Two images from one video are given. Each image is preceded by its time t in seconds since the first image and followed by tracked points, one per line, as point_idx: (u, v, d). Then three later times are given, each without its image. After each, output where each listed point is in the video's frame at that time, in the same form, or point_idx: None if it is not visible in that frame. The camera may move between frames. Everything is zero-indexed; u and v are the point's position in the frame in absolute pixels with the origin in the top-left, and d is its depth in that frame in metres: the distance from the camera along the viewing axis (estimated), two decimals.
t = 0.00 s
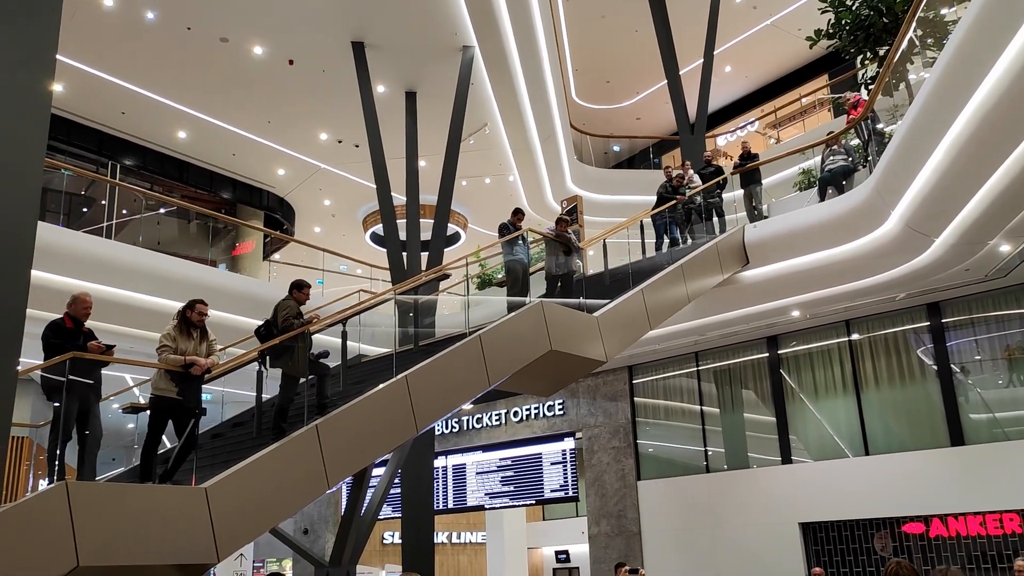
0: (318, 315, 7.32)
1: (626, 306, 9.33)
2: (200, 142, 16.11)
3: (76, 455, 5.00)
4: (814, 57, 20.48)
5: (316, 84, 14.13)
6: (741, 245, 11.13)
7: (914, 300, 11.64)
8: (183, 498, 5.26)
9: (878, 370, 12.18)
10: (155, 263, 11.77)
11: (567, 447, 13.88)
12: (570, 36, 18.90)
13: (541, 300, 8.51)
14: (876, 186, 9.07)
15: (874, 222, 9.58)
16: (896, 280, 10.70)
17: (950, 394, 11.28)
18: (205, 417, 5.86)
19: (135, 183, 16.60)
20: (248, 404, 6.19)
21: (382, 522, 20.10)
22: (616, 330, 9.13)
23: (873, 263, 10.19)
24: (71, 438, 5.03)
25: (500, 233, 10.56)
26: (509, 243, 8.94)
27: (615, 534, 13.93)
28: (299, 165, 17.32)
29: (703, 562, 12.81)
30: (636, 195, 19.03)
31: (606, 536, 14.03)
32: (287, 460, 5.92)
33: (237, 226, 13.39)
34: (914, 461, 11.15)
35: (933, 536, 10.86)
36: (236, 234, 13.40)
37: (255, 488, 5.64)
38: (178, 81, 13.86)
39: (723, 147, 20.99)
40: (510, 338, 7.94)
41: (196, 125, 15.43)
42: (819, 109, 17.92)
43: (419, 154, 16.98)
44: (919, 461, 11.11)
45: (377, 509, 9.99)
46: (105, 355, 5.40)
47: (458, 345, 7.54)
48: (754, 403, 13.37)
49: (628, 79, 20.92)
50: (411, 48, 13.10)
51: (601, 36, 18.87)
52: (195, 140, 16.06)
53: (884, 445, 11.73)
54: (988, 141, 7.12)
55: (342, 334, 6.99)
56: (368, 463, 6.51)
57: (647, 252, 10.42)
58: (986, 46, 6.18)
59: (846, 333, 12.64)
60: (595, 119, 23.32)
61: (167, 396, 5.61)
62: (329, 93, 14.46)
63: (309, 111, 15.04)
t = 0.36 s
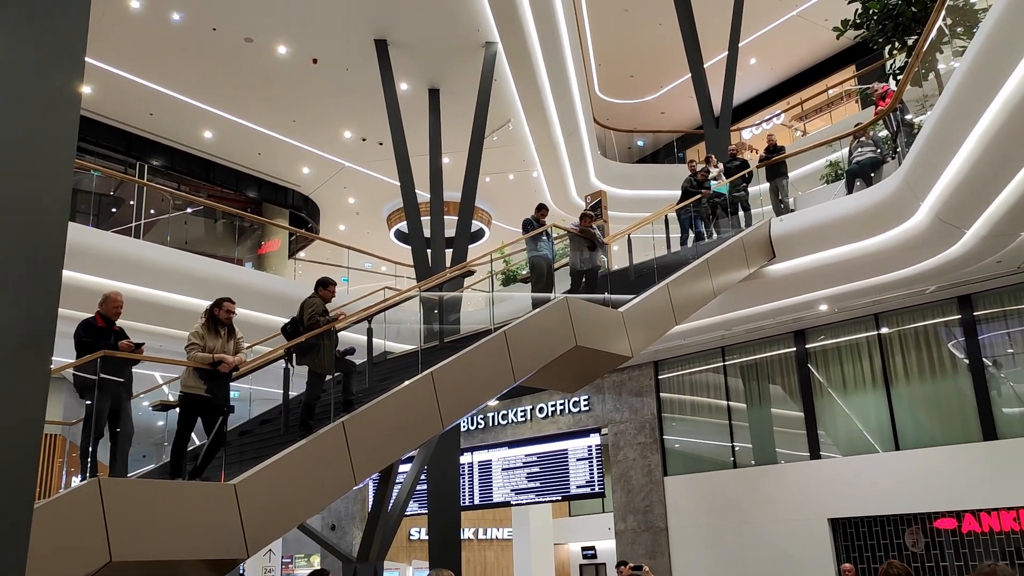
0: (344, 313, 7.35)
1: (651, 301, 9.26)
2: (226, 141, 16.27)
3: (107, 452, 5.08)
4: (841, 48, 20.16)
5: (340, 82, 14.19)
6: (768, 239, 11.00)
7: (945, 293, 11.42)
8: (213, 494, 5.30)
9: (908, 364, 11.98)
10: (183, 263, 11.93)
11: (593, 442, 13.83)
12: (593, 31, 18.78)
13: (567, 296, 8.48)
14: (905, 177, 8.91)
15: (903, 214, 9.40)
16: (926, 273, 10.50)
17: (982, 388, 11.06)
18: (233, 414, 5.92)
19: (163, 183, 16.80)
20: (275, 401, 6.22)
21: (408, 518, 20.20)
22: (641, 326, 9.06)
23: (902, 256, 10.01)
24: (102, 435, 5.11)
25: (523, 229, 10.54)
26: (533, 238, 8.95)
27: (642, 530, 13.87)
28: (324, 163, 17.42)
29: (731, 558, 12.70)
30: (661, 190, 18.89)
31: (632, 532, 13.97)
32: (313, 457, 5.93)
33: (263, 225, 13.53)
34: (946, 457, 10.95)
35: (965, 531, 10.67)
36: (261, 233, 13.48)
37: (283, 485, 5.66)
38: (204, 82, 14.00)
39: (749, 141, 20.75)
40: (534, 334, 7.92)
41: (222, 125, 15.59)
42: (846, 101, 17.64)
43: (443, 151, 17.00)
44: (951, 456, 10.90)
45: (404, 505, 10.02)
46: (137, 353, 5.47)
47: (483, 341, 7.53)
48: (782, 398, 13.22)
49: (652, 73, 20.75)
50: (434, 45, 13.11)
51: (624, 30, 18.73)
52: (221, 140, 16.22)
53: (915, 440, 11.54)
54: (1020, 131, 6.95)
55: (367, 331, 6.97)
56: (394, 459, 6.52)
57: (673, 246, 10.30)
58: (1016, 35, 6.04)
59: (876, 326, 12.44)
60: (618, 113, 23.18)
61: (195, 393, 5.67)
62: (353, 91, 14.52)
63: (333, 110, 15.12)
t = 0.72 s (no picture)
0: (366, 308, 7.37)
1: (675, 295, 9.19)
2: (250, 138, 16.39)
3: (136, 446, 5.15)
4: (867, 37, 19.84)
5: (362, 78, 14.22)
6: (792, 231, 10.86)
7: (975, 284, 11.21)
8: (240, 488, 5.34)
9: (936, 357, 11.78)
10: (208, 259, 12.04)
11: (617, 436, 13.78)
12: (615, 23, 18.65)
13: (590, 289, 8.43)
14: (933, 168, 8.75)
15: (930, 205, 9.23)
16: (954, 264, 10.31)
17: (1011, 381, 10.85)
18: (259, 409, 5.92)
19: (188, 180, 16.97)
20: (300, 396, 6.19)
21: (433, 512, 20.27)
22: (665, 319, 8.98)
23: (931, 247, 9.82)
24: (132, 430, 5.18)
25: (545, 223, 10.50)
26: (555, 232, 8.96)
27: (666, 524, 13.79)
28: (347, 159, 17.49)
29: (757, 552, 12.59)
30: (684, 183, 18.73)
31: (656, 527, 13.90)
32: (338, 450, 5.95)
33: (286, 222, 13.64)
34: (976, 451, 10.74)
35: (995, 525, 10.50)
36: (285, 230, 13.62)
37: (308, 479, 5.69)
38: (228, 79, 14.10)
39: (772, 132, 20.51)
40: (556, 328, 7.87)
41: (246, 122, 15.70)
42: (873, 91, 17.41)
43: (465, 145, 17.00)
44: (979, 451, 10.71)
45: (428, 499, 10.03)
46: (163, 349, 5.53)
47: (506, 335, 7.52)
48: (808, 392, 13.07)
49: (675, 65, 20.57)
50: (456, 40, 13.09)
51: (646, 22, 18.58)
52: (244, 137, 16.34)
53: (942, 434, 11.36)
54: None
55: (391, 326, 7.06)
56: (419, 453, 6.52)
57: (695, 239, 10.24)
58: None
59: (902, 318, 12.25)
60: (640, 106, 23.02)
61: (222, 388, 5.69)
62: (375, 87, 14.56)
63: (355, 105, 15.16)
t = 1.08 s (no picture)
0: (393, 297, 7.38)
1: (702, 283, 9.10)
2: (276, 129, 16.49)
3: (169, 435, 5.21)
4: (898, 20, 19.44)
5: (387, 68, 14.22)
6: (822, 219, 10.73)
7: (1009, 271, 10.97)
8: (269, 477, 5.39)
9: (969, 345, 11.55)
10: (235, 250, 12.15)
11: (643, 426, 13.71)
12: (641, 10, 18.44)
13: (616, 278, 8.37)
14: (965, 153, 8.55)
15: (963, 191, 9.03)
16: (989, 250, 10.09)
17: None
18: (287, 399, 5.99)
19: (216, 172, 17.14)
20: (328, 385, 6.38)
21: (459, 501, 20.37)
22: (692, 309, 8.91)
23: (965, 233, 9.62)
24: (164, 419, 5.25)
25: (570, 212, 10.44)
26: (581, 222, 8.92)
27: (693, 514, 13.71)
28: (372, 150, 17.53)
29: (786, 542, 12.48)
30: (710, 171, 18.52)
31: (684, 516, 13.83)
32: (366, 439, 5.98)
33: (312, 212, 13.76)
34: (1010, 442, 10.54)
35: None
36: (311, 220, 13.73)
37: (335, 469, 5.71)
38: (255, 71, 14.19)
39: (800, 119, 20.20)
40: (584, 316, 7.85)
41: (272, 113, 15.79)
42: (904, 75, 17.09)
43: (490, 134, 16.96)
44: (1014, 441, 10.51)
45: (455, 488, 10.04)
46: (194, 339, 5.59)
47: (531, 325, 7.50)
48: (837, 381, 12.90)
49: (701, 51, 20.31)
50: (480, 29, 13.04)
51: (672, 8, 18.35)
52: (271, 128, 16.45)
53: (974, 423, 11.16)
54: None
55: (417, 316, 7.08)
56: (446, 443, 6.54)
57: (722, 228, 10.20)
58: None
59: (934, 306, 12.03)
60: (666, 94, 22.78)
61: (251, 377, 5.72)
62: (401, 77, 14.56)
63: (379, 96, 15.18)
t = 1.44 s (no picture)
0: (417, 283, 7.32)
1: (729, 268, 8.99)
2: (301, 116, 16.56)
3: (198, 420, 5.35)
4: None
5: (410, 53, 14.19)
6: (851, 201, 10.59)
7: None
8: (298, 460, 5.44)
9: (1002, 329, 11.32)
10: (261, 236, 12.25)
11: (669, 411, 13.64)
12: None
13: (642, 263, 8.29)
14: (999, 132, 8.34)
15: (997, 172, 8.82)
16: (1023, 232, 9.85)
17: None
18: (313, 384, 6.01)
19: (242, 159, 17.28)
20: (355, 370, 6.41)
21: (486, 486, 20.47)
22: (719, 294, 8.83)
23: (998, 215, 9.40)
24: (194, 404, 5.36)
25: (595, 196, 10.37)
26: (605, 206, 8.89)
27: (720, 499, 13.64)
28: (397, 136, 17.55)
29: (814, 527, 12.38)
30: (737, 154, 18.28)
31: (710, 501, 13.76)
32: (392, 424, 6.00)
33: (337, 199, 13.82)
34: None
35: None
36: (336, 207, 13.80)
37: (362, 453, 5.75)
38: (279, 58, 14.24)
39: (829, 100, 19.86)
40: (609, 301, 7.80)
41: (297, 100, 15.85)
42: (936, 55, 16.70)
43: (514, 119, 16.88)
44: None
45: (481, 473, 10.04)
46: (222, 325, 5.63)
47: (557, 310, 7.47)
48: (866, 365, 12.73)
49: (728, 32, 20.00)
50: (504, 12, 12.94)
51: None
52: (296, 115, 16.52)
53: (1007, 408, 10.96)
54: None
55: (443, 301, 7.02)
56: (472, 428, 6.55)
57: (749, 211, 10.00)
58: None
59: (965, 290, 11.80)
60: (692, 76, 22.50)
61: (278, 362, 5.76)
62: (424, 62, 14.53)
63: (403, 81, 15.15)
